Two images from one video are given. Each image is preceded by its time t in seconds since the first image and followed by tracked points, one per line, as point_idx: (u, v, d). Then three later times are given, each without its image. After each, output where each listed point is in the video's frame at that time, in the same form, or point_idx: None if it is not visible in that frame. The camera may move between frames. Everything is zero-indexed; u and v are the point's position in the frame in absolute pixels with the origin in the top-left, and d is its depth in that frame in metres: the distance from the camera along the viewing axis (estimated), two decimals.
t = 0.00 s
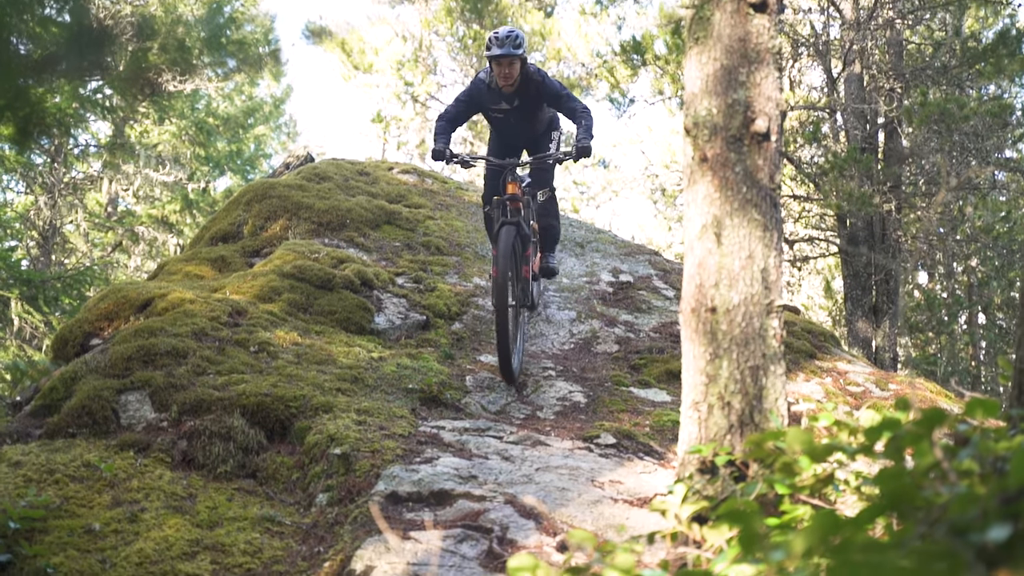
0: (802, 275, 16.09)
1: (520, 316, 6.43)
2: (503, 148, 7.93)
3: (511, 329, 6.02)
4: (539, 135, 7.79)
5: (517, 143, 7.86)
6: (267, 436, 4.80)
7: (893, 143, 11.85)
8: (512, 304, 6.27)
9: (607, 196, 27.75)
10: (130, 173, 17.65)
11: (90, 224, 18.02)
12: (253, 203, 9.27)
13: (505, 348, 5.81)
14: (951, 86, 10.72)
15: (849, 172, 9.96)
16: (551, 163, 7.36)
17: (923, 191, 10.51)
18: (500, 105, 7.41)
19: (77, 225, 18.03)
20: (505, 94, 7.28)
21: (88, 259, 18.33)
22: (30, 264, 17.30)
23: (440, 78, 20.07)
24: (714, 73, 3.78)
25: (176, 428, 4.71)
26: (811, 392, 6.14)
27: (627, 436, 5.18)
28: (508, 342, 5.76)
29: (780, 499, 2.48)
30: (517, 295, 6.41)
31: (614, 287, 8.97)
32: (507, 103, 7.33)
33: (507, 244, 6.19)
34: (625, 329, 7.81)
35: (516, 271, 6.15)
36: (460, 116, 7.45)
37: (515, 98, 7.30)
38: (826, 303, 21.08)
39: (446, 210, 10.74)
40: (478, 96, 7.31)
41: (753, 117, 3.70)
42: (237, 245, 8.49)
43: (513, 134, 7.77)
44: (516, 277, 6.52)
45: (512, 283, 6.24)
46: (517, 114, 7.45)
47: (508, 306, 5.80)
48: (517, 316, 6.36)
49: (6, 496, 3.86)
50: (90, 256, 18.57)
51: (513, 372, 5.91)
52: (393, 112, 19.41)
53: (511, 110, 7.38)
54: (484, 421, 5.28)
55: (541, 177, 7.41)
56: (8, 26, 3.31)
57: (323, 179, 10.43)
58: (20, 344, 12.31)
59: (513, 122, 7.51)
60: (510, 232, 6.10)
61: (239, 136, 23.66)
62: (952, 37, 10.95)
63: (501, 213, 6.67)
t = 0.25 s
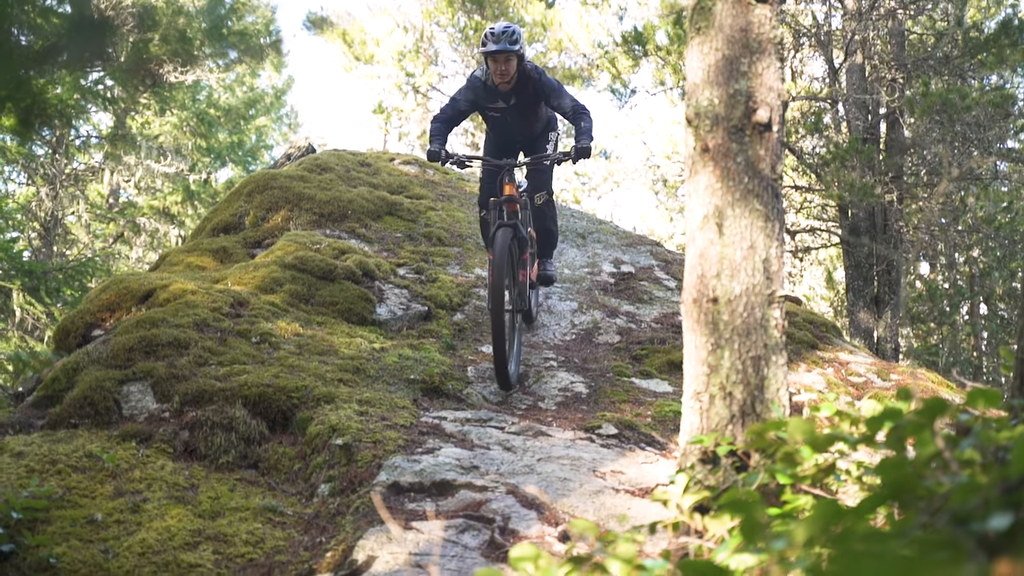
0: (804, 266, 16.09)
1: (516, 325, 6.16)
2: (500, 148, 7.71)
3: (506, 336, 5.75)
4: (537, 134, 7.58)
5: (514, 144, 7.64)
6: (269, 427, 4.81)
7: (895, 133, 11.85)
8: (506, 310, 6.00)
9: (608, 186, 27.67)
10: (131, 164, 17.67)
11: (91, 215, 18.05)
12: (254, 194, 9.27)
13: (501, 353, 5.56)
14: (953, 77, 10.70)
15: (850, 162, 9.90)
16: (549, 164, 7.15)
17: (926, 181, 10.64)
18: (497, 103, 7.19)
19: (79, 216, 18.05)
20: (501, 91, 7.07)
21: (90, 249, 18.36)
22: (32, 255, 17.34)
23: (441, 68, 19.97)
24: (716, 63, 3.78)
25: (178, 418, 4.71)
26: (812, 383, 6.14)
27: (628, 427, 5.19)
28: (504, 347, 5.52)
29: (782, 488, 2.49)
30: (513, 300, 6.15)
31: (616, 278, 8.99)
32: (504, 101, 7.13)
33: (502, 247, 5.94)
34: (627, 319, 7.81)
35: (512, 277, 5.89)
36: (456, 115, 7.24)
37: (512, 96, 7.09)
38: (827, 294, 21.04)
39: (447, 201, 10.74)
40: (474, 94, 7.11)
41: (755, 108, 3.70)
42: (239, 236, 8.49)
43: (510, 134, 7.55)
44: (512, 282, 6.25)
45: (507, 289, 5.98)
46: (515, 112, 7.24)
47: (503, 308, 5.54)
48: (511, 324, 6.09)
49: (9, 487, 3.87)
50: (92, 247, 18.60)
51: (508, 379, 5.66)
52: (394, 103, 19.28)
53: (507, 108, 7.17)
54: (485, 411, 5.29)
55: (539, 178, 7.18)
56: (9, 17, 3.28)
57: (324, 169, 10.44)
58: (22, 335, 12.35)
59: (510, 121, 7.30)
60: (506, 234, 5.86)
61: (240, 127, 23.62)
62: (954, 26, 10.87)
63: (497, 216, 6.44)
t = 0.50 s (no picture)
0: (807, 254, 16.09)
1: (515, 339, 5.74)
2: (496, 150, 7.28)
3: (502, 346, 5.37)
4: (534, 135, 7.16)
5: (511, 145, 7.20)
6: (271, 415, 4.83)
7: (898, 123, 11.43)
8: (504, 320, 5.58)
9: (610, 175, 27.56)
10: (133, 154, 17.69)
11: (94, 204, 18.08)
12: (256, 182, 9.27)
13: (497, 361, 5.22)
14: (956, 65, 10.67)
15: (852, 150, 9.83)
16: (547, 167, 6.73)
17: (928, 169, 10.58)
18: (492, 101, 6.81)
19: (81, 205, 18.07)
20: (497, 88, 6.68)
21: (92, 238, 18.40)
22: (35, 244, 17.37)
23: (442, 57, 19.97)
24: (718, 51, 3.77)
25: (180, 407, 4.74)
26: (815, 371, 6.15)
27: (631, 415, 5.19)
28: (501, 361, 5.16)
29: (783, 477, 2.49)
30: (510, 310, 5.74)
31: (618, 267, 9.01)
32: (500, 98, 6.70)
33: (498, 255, 5.54)
34: (629, 308, 7.82)
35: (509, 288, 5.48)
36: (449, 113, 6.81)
37: (509, 92, 6.67)
38: (829, 282, 21.01)
39: (450, 190, 10.75)
40: (469, 90, 6.68)
41: (758, 95, 3.69)
42: (241, 224, 8.51)
43: (506, 134, 7.12)
44: (508, 290, 5.85)
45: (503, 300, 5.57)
46: (512, 110, 6.81)
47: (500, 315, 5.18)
48: (510, 333, 5.68)
49: (14, 475, 3.94)
50: (94, 236, 18.64)
51: (506, 387, 5.30)
52: (396, 91, 19.53)
53: (504, 106, 6.74)
54: (488, 399, 5.31)
55: (537, 181, 6.77)
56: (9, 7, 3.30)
57: (327, 158, 10.44)
58: (26, 322, 12.39)
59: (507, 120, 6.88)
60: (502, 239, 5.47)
61: (242, 116, 23.62)
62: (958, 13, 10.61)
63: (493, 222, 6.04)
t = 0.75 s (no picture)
0: (810, 244, 16.10)
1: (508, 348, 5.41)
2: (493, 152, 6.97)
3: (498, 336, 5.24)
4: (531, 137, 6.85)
5: (508, 147, 6.90)
6: (275, 404, 4.85)
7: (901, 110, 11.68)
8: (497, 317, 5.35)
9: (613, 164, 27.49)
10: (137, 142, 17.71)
11: (97, 193, 18.09)
12: (259, 171, 9.27)
13: (491, 356, 5.04)
14: (960, 53, 10.64)
15: (856, 139, 9.83)
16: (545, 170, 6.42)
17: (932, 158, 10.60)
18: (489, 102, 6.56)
19: (84, 194, 18.08)
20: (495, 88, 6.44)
21: (96, 227, 18.42)
22: (38, 233, 17.40)
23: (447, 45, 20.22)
24: (721, 39, 3.76)
25: (184, 396, 4.77)
26: (818, 359, 6.16)
27: (634, 404, 5.20)
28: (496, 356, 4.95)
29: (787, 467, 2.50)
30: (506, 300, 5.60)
31: (621, 256, 9.02)
32: (497, 97, 6.42)
33: (492, 255, 5.22)
34: (632, 297, 7.83)
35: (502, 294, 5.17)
36: (444, 112, 6.54)
37: (506, 91, 6.39)
38: (832, 271, 21.01)
39: (453, 178, 10.76)
40: (465, 88, 6.42)
41: (761, 84, 3.68)
42: (244, 214, 8.51)
43: (503, 136, 6.83)
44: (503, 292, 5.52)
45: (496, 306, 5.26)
46: (508, 110, 6.52)
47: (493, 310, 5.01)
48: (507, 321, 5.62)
49: (17, 463, 3.96)
50: (97, 225, 18.66)
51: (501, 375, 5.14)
52: (400, 79, 19.05)
53: (501, 105, 6.46)
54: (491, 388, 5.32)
55: (535, 184, 6.45)
56: None
57: (330, 147, 10.44)
58: (30, 310, 12.42)
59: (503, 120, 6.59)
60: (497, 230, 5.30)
61: (245, 105, 23.57)
62: None
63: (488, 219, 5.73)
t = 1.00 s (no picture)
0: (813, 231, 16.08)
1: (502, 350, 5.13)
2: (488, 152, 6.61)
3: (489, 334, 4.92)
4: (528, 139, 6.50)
5: (503, 148, 6.52)
6: (278, 392, 4.88)
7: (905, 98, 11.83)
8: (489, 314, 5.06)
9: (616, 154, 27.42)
10: (139, 131, 17.72)
11: (100, 182, 18.11)
12: (262, 159, 9.27)
13: (485, 353, 4.83)
14: (964, 41, 10.63)
15: (859, 128, 9.88)
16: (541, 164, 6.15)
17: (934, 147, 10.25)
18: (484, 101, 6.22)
19: (87, 183, 18.08)
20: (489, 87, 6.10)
21: (98, 216, 18.43)
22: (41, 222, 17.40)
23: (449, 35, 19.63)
24: (725, 27, 3.75)
25: (187, 384, 4.81)
26: (821, 348, 6.17)
27: (636, 392, 5.22)
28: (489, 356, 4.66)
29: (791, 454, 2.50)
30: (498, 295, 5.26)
31: (624, 245, 9.03)
32: (492, 96, 6.07)
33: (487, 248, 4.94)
34: (635, 286, 7.85)
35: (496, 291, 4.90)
36: (437, 110, 6.20)
37: (502, 90, 6.05)
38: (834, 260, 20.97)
39: (456, 167, 10.75)
40: (459, 87, 6.08)
41: (764, 72, 3.68)
42: (247, 202, 8.52)
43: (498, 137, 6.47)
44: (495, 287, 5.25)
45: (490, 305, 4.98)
46: (505, 111, 6.17)
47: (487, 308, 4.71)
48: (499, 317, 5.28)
49: (22, 452, 4.02)
50: (100, 214, 18.68)
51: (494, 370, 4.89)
52: (401, 69, 18.68)
53: (497, 104, 6.12)
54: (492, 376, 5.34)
55: (531, 179, 6.15)
56: None
57: (332, 136, 10.44)
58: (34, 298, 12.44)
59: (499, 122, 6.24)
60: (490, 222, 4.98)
61: (249, 92, 23.40)
62: None
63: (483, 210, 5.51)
